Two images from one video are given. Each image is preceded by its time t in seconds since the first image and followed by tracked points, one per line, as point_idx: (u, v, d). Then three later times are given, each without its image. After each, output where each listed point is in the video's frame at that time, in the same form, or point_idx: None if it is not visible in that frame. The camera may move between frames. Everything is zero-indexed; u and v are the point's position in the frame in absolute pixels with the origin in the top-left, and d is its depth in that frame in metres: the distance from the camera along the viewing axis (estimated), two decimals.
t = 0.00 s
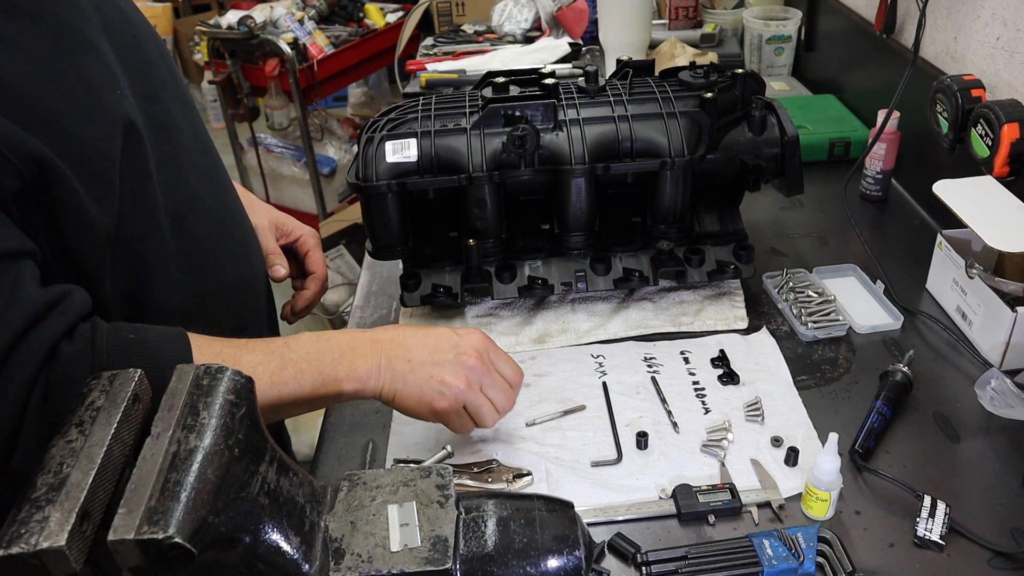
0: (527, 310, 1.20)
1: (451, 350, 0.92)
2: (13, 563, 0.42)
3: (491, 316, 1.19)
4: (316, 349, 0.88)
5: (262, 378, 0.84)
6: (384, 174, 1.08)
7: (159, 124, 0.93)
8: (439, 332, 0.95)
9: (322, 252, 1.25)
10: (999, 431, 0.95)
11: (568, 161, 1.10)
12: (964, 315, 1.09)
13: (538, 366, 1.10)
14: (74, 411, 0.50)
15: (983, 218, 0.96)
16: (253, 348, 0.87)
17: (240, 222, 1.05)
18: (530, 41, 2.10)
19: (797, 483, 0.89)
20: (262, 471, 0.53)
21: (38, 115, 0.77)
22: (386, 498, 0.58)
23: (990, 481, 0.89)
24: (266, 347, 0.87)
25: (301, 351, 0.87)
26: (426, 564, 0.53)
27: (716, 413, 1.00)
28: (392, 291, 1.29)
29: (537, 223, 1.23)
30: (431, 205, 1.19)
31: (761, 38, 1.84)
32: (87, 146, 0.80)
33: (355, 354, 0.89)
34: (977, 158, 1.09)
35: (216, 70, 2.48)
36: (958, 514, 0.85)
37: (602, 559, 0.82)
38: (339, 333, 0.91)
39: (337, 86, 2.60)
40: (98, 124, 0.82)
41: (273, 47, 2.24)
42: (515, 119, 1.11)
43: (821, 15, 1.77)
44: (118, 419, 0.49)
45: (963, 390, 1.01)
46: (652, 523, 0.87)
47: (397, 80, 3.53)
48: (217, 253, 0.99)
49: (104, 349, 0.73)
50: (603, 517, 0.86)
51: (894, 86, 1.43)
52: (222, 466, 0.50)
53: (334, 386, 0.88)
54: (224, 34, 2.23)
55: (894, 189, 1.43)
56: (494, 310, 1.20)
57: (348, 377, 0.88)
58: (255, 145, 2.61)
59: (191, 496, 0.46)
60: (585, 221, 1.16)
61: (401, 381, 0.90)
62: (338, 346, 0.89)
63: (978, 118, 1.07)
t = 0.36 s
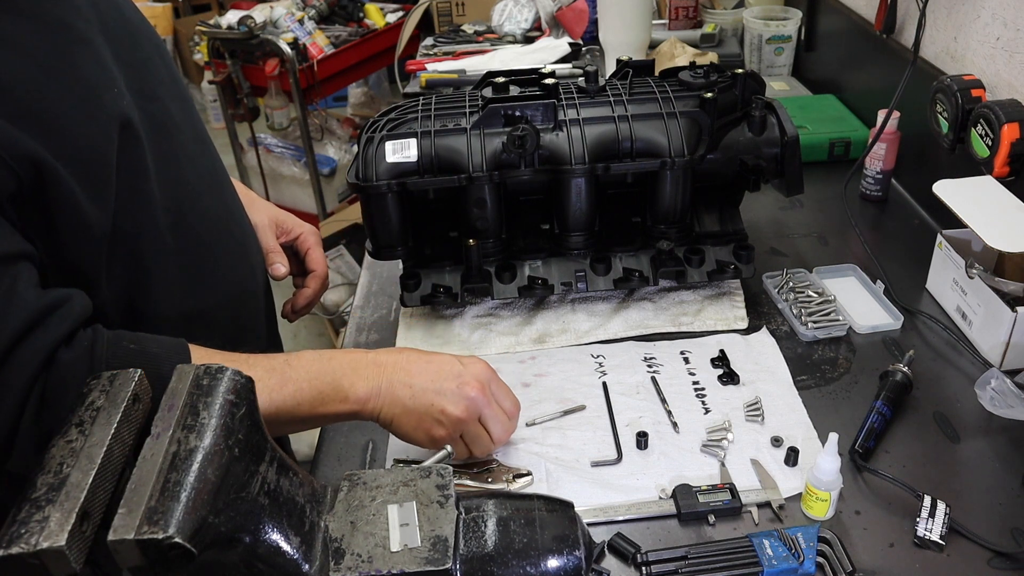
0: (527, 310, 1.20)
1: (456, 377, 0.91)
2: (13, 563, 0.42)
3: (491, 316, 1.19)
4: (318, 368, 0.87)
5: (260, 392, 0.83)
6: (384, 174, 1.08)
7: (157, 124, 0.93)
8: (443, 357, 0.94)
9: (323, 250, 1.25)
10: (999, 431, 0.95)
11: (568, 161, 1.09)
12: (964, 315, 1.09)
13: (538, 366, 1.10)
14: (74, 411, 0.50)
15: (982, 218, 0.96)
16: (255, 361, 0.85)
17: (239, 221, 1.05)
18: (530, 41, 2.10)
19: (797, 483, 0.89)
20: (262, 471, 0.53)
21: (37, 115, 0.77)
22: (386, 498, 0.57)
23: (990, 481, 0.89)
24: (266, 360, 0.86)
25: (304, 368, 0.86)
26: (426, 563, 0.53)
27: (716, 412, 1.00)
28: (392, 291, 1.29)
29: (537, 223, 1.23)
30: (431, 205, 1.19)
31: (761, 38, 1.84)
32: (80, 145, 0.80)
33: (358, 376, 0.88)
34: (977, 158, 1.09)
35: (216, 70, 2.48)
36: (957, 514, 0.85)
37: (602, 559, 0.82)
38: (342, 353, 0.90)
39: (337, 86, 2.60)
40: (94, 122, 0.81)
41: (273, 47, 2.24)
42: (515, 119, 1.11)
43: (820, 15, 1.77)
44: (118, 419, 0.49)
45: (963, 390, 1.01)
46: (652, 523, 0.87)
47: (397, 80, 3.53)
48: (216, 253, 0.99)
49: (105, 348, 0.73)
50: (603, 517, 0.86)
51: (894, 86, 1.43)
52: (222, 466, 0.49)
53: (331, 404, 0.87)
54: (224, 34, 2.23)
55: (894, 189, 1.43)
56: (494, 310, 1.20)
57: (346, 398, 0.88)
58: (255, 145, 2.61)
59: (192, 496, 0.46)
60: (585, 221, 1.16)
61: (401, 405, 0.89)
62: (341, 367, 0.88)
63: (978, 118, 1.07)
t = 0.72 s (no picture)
0: (528, 310, 1.20)
1: (450, 386, 0.90)
2: (12, 564, 0.42)
3: (491, 316, 1.19)
4: (311, 373, 0.86)
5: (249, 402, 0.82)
6: (384, 175, 1.08)
7: (154, 124, 0.93)
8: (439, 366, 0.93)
9: (321, 251, 1.25)
10: (999, 430, 0.95)
11: (568, 161, 1.09)
12: (964, 315, 1.09)
13: (538, 366, 1.10)
14: (74, 411, 0.50)
15: (983, 218, 0.96)
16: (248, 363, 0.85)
17: (237, 223, 1.05)
18: (530, 41, 2.10)
19: (797, 483, 0.89)
20: (262, 471, 0.53)
21: (34, 117, 0.77)
22: (386, 498, 0.57)
23: (990, 481, 0.89)
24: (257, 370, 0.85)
25: (296, 373, 0.85)
26: (426, 563, 0.53)
27: (716, 412, 1.00)
28: (392, 291, 1.29)
29: (537, 223, 1.23)
30: (431, 205, 1.19)
31: (761, 38, 1.84)
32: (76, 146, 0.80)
33: (351, 382, 0.87)
34: (977, 158, 1.09)
35: (216, 70, 2.48)
36: (957, 514, 0.85)
37: (602, 559, 0.82)
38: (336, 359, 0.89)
39: (337, 86, 2.60)
40: (87, 123, 0.81)
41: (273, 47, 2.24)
42: (515, 119, 1.11)
43: (820, 15, 1.77)
44: (118, 419, 0.49)
45: (963, 390, 1.01)
46: (652, 523, 0.87)
47: (397, 80, 3.53)
48: (212, 254, 0.99)
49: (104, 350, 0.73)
50: (602, 517, 0.86)
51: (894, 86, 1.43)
52: (222, 465, 0.49)
53: (321, 413, 0.86)
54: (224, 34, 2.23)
55: (894, 189, 1.43)
56: (494, 310, 1.20)
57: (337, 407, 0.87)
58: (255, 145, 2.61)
59: (192, 496, 0.46)
60: (585, 221, 1.16)
61: (394, 413, 0.87)
62: (334, 373, 0.87)
63: (978, 118, 1.07)
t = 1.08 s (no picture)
0: (528, 310, 1.20)
1: (476, 404, 0.84)
2: (13, 564, 0.43)
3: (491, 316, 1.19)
4: (335, 406, 0.83)
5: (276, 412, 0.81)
6: (384, 174, 1.08)
7: (152, 126, 0.93)
8: (467, 370, 0.84)
9: (321, 251, 1.25)
10: (999, 431, 0.95)
11: (568, 161, 1.10)
12: (964, 315, 1.09)
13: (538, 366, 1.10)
14: (74, 411, 0.50)
15: (983, 218, 0.96)
16: (267, 392, 0.80)
17: (237, 223, 1.05)
18: (530, 41, 2.10)
19: (797, 483, 0.89)
20: (262, 471, 0.53)
21: (31, 120, 0.77)
22: (386, 498, 0.58)
23: (990, 481, 0.89)
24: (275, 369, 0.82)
25: (319, 407, 0.82)
26: (426, 564, 0.53)
27: (716, 412, 1.00)
28: (392, 291, 1.29)
29: (537, 224, 1.23)
30: (431, 205, 1.19)
31: (761, 38, 1.84)
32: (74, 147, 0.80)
33: (376, 405, 0.84)
34: (977, 158, 1.09)
35: (216, 70, 2.48)
36: (957, 514, 0.85)
37: (602, 559, 0.82)
38: (360, 384, 0.83)
39: (337, 86, 2.60)
40: (83, 124, 0.81)
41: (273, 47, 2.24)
42: (515, 119, 1.11)
43: (820, 15, 1.77)
44: (118, 419, 0.49)
45: (963, 390, 1.01)
46: (652, 523, 0.87)
47: (397, 80, 3.53)
48: (212, 254, 0.99)
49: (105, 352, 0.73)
50: (603, 517, 0.86)
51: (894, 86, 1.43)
52: (222, 465, 0.49)
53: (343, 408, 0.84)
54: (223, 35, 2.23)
55: (894, 189, 1.43)
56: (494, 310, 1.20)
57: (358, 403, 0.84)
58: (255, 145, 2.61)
59: (191, 496, 0.46)
60: (585, 221, 1.16)
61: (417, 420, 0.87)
62: (357, 401, 0.83)
63: (978, 118, 1.07)
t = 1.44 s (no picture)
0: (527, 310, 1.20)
1: (500, 408, 0.84)
2: (13, 564, 0.43)
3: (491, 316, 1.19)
4: (355, 403, 0.82)
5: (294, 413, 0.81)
6: (384, 175, 1.08)
7: (152, 125, 0.93)
8: (492, 376, 0.82)
9: (321, 250, 1.25)
10: (999, 431, 0.95)
11: (568, 161, 1.10)
12: (964, 315, 1.09)
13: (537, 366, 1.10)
14: (74, 411, 0.51)
15: (982, 218, 0.96)
16: (285, 390, 0.79)
17: (239, 223, 1.05)
18: (530, 41, 2.10)
19: (797, 483, 0.89)
20: (262, 471, 0.53)
21: (31, 120, 0.77)
22: (386, 498, 0.58)
23: (990, 481, 0.89)
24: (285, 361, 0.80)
25: (338, 405, 0.81)
26: (426, 564, 0.53)
27: (716, 412, 1.00)
28: (392, 291, 1.29)
29: (537, 224, 1.23)
30: (431, 205, 1.19)
31: (761, 38, 1.84)
32: (75, 147, 0.80)
33: (397, 402, 0.83)
34: (977, 158, 1.09)
35: (216, 70, 2.48)
36: (957, 514, 0.85)
37: (602, 559, 0.82)
38: (381, 383, 0.81)
39: (337, 86, 2.60)
40: (85, 124, 0.81)
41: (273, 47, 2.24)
42: (515, 119, 1.11)
43: (820, 15, 1.77)
44: (118, 419, 0.49)
45: (963, 390, 1.01)
46: (652, 523, 0.87)
47: (397, 80, 3.53)
48: (214, 254, 0.99)
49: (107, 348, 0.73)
50: (603, 517, 0.86)
51: (894, 86, 1.43)
52: (222, 466, 0.49)
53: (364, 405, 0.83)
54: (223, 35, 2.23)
55: (894, 188, 1.43)
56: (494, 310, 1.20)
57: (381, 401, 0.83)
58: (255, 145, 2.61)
59: (191, 496, 0.46)
60: (585, 221, 1.16)
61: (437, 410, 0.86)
62: (377, 399, 0.82)
63: (978, 118, 1.07)
